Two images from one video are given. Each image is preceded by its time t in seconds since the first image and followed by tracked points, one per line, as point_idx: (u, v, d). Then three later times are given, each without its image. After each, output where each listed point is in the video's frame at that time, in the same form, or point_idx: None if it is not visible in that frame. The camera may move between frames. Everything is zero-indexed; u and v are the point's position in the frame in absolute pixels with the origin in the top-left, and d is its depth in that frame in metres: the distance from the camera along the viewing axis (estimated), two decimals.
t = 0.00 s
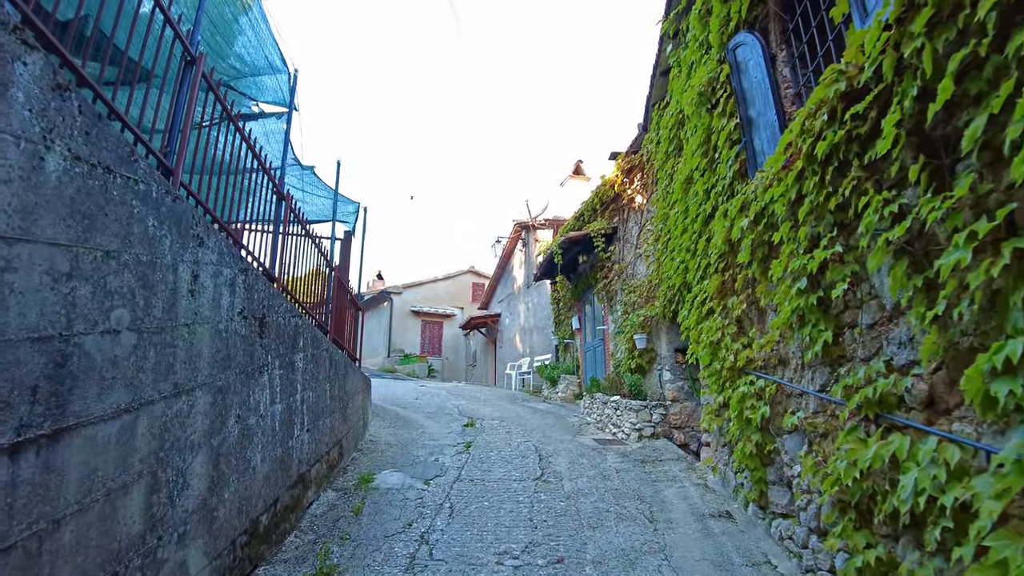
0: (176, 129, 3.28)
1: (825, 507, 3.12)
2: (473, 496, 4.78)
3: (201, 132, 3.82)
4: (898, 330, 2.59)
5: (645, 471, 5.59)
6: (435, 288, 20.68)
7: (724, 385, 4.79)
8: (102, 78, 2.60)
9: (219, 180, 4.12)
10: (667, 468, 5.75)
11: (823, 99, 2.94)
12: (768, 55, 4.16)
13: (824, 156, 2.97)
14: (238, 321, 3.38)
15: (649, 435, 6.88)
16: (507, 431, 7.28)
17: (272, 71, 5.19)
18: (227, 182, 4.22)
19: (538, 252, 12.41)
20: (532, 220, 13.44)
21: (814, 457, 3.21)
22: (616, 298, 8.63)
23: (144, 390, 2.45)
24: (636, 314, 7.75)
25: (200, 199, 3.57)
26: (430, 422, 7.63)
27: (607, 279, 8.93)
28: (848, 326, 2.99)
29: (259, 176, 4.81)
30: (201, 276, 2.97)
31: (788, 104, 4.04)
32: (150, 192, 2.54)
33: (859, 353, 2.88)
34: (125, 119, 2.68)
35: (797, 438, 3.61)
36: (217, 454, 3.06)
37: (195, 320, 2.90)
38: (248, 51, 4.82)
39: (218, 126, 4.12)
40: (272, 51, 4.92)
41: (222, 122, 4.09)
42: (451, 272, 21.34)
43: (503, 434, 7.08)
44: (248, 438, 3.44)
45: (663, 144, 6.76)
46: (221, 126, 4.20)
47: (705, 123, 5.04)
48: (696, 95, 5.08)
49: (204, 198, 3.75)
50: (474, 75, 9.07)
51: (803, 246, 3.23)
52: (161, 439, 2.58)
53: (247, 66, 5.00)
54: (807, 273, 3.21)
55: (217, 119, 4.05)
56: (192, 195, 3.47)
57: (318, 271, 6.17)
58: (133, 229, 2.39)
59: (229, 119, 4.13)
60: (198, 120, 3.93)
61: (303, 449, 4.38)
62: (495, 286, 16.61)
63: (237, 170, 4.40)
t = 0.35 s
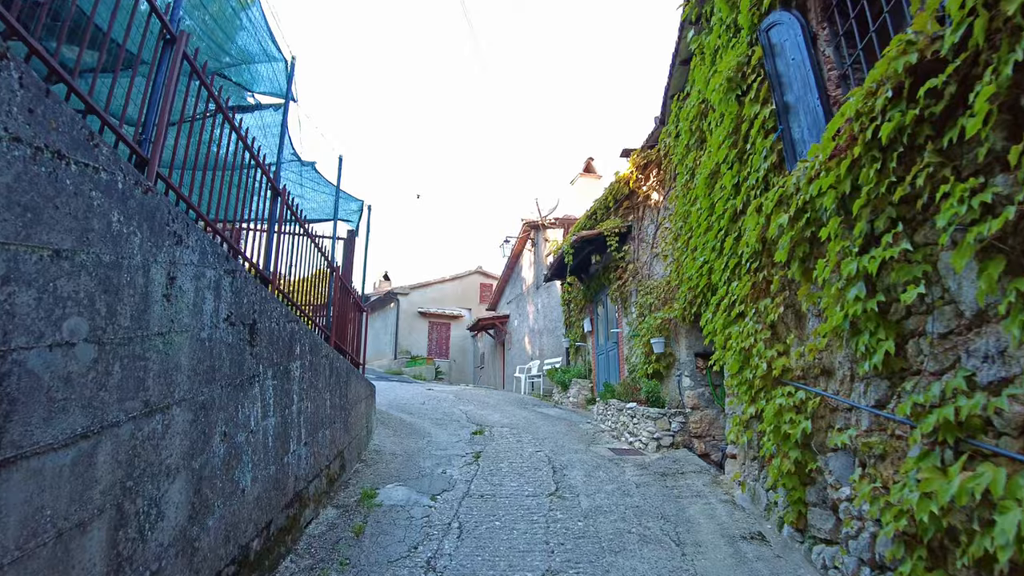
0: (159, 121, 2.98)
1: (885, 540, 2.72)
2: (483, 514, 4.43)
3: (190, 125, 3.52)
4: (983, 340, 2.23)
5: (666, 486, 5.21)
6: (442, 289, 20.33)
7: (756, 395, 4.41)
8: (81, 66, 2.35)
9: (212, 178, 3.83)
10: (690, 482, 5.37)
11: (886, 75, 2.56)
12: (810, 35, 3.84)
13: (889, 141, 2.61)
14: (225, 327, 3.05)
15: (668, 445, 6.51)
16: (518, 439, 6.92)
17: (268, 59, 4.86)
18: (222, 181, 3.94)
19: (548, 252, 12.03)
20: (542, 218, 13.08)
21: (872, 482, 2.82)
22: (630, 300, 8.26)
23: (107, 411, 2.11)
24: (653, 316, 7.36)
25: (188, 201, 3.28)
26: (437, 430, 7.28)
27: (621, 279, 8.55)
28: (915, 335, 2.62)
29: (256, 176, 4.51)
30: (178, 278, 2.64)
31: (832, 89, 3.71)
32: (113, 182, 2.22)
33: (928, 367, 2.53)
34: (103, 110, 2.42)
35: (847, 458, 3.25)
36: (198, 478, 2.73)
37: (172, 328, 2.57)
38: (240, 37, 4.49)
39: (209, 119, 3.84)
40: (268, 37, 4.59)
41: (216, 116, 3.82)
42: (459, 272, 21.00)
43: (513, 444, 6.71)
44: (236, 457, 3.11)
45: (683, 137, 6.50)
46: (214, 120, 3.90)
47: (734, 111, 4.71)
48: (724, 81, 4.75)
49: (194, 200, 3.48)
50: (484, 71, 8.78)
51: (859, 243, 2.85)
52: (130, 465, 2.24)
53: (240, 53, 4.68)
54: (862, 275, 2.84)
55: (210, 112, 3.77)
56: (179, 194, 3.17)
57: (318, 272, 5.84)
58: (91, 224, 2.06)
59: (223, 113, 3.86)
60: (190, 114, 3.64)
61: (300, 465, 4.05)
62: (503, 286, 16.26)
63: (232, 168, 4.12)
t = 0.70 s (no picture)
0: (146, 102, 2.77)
1: (948, 560, 2.41)
2: (493, 523, 4.13)
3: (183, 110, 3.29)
4: None
5: (688, 491, 4.88)
6: (451, 287, 20.06)
7: (786, 395, 4.09)
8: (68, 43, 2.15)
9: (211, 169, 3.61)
10: (712, 487, 5.05)
11: (952, 32, 2.26)
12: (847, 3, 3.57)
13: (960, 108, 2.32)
14: (210, 322, 2.79)
15: (687, 447, 6.20)
16: (528, 441, 6.63)
17: (264, 40, 4.60)
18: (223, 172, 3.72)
19: (558, 249, 11.73)
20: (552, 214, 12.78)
21: (934, 494, 2.50)
22: (645, 297, 7.94)
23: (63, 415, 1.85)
24: (669, 312, 7.04)
25: (182, 191, 3.05)
26: (444, 431, 6.99)
27: (635, 275, 8.23)
28: (984, 328, 2.32)
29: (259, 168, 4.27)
30: (153, 266, 2.37)
31: (874, 59, 3.39)
32: (73, 155, 1.97)
33: (1004, 364, 2.22)
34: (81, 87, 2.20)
35: (896, 465, 2.93)
36: (178, 488, 2.47)
37: (146, 322, 2.30)
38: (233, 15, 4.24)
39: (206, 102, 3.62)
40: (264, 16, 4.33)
41: (211, 100, 3.58)
42: (467, 271, 20.73)
43: (523, 446, 6.41)
44: (223, 464, 2.84)
45: (703, 123, 6.28)
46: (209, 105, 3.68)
47: (762, 90, 4.47)
48: (752, 59, 4.49)
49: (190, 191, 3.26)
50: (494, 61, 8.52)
51: (915, 226, 2.56)
52: (93, 476, 1.97)
53: (234, 33, 4.44)
54: (918, 261, 2.54)
55: (204, 96, 3.53)
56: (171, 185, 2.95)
57: (321, 267, 5.57)
58: (43, 201, 1.81)
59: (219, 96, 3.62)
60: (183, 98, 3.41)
61: (297, 470, 3.77)
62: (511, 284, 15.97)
63: (232, 157, 3.88)
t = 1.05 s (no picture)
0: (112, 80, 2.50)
1: None
2: (497, 528, 3.84)
3: (166, 90, 3.01)
4: None
5: (705, 492, 4.57)
6: (457, 276, 19.75)
7: (816, 391, 3.76)
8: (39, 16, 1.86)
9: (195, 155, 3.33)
10: (732, 487, 4.73)
11: None
12: None
13: None
14: (177, 314, 2.50)
15: (703, 443, 5.88)
16: (536, 436, 6.33)
17: (249, 10, 4.27)
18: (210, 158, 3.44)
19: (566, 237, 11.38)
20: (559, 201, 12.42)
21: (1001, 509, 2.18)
22: (657, 285, 7.59)
23: None
24: (684, 301, 6.70)
25: (161, 180, 2.78)
26: (448, 426, 6.71)
27: (647, 262, 7.87)
28: None
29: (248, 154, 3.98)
30: (105, 250, 2.08)
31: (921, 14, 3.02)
32: None
33: None
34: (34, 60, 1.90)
35: (952, 472, 2.60)
36: (140, 502, 2.19)
37: (95, 315, 2.01)
38: None
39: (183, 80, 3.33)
40: None
41: (190, 79, 3.29)
42: (473, 260, 20.39)
43: (530, 442, 6.11)
44: (195, 471, 2.56)
45: (720, 100, 5.90)
46: (185, 83, 3.40)
47: (788, 58, 4.10)
48: (776, 24, 4.12)
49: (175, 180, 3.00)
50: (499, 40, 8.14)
51: (983, 198, 2.22)
52: (24, 495, 1.69)
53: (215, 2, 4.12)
54: (985, 239, 2.21)
55: (182, 74, 3.25)
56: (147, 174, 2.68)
57: (318, 256, 5.27)
58: None
59: (198, 73, 3.33)
60: (158, 76, 3.12)
61: (285, 473, 3.50)
62: (519, 273, 15.64)
63: (217, 142, 3.60)
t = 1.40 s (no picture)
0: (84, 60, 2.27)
1: None
2: (504, 533, 3.61)
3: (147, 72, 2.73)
4: None
5: (725, 492, 4.31)
6: (466, 265, 19.47)
7: (847, 386, 3.47)
8: None
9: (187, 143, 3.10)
10: (753, 486, 4.46)
11: None
12: None
13: None
14: (144, 308, 2.26)
15: (720, 439, 5.61)
16: (544, 431, 6.07)
17: None
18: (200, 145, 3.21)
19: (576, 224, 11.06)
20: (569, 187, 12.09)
21: None
22: (671, 273, 7.29)
23: None
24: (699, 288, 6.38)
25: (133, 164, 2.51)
26: (453, 420, 6.48)
27: (661, 250, 7.55)
28: None
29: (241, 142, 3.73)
30: (53, 238, 1.83)
31: None
32: None
33: None
34: None
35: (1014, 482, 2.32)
36: (103, 518, 1.96)
37: (41, 311, 1.77)
38: None
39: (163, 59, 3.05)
40: None
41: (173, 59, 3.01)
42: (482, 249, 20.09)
43: (538, 437, 5.85)
44: (169, 480, 2.33)
45: (738, 76, 5.54)
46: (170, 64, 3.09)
47: (817, 24, 3.76)
48: None
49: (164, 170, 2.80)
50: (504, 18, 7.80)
51: None
52: None
53: None
54: None
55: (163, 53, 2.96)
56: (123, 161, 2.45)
57: (314, 246, 5.01)
58: None
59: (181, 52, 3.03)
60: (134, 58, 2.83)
61: (276, 477, 3.28)
62: (527, 262, 15.35)
63: (204, 126, 3.35)
